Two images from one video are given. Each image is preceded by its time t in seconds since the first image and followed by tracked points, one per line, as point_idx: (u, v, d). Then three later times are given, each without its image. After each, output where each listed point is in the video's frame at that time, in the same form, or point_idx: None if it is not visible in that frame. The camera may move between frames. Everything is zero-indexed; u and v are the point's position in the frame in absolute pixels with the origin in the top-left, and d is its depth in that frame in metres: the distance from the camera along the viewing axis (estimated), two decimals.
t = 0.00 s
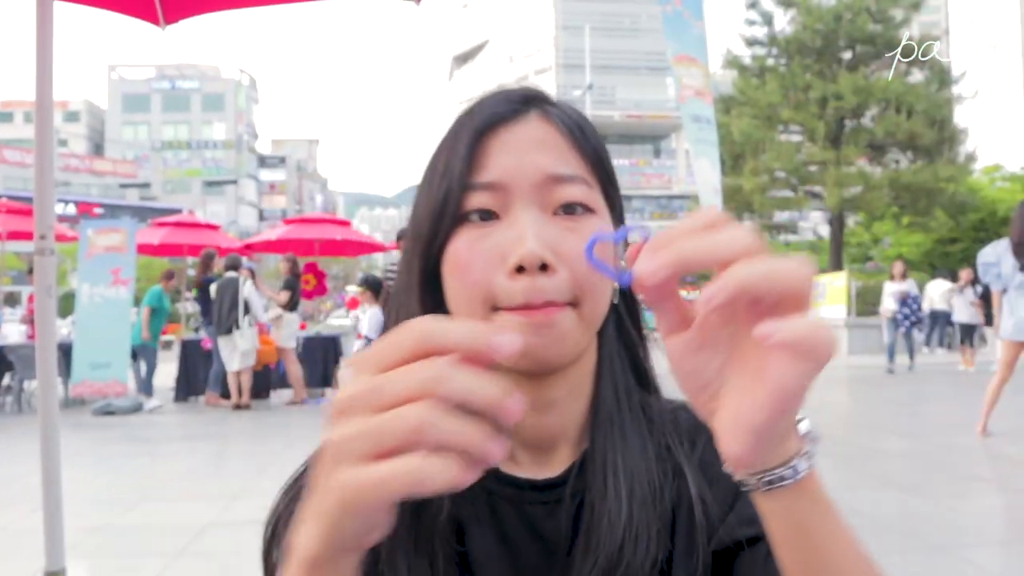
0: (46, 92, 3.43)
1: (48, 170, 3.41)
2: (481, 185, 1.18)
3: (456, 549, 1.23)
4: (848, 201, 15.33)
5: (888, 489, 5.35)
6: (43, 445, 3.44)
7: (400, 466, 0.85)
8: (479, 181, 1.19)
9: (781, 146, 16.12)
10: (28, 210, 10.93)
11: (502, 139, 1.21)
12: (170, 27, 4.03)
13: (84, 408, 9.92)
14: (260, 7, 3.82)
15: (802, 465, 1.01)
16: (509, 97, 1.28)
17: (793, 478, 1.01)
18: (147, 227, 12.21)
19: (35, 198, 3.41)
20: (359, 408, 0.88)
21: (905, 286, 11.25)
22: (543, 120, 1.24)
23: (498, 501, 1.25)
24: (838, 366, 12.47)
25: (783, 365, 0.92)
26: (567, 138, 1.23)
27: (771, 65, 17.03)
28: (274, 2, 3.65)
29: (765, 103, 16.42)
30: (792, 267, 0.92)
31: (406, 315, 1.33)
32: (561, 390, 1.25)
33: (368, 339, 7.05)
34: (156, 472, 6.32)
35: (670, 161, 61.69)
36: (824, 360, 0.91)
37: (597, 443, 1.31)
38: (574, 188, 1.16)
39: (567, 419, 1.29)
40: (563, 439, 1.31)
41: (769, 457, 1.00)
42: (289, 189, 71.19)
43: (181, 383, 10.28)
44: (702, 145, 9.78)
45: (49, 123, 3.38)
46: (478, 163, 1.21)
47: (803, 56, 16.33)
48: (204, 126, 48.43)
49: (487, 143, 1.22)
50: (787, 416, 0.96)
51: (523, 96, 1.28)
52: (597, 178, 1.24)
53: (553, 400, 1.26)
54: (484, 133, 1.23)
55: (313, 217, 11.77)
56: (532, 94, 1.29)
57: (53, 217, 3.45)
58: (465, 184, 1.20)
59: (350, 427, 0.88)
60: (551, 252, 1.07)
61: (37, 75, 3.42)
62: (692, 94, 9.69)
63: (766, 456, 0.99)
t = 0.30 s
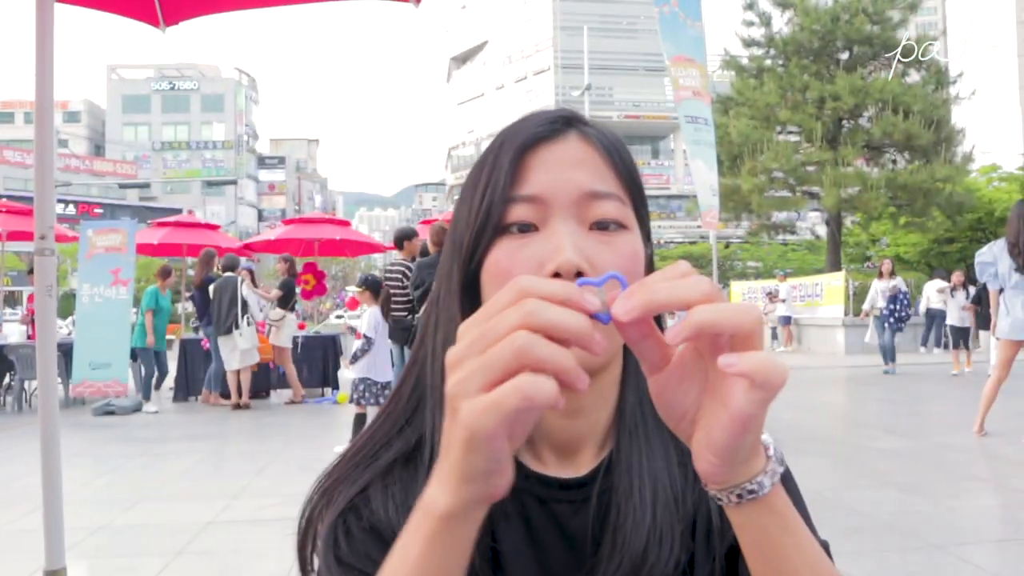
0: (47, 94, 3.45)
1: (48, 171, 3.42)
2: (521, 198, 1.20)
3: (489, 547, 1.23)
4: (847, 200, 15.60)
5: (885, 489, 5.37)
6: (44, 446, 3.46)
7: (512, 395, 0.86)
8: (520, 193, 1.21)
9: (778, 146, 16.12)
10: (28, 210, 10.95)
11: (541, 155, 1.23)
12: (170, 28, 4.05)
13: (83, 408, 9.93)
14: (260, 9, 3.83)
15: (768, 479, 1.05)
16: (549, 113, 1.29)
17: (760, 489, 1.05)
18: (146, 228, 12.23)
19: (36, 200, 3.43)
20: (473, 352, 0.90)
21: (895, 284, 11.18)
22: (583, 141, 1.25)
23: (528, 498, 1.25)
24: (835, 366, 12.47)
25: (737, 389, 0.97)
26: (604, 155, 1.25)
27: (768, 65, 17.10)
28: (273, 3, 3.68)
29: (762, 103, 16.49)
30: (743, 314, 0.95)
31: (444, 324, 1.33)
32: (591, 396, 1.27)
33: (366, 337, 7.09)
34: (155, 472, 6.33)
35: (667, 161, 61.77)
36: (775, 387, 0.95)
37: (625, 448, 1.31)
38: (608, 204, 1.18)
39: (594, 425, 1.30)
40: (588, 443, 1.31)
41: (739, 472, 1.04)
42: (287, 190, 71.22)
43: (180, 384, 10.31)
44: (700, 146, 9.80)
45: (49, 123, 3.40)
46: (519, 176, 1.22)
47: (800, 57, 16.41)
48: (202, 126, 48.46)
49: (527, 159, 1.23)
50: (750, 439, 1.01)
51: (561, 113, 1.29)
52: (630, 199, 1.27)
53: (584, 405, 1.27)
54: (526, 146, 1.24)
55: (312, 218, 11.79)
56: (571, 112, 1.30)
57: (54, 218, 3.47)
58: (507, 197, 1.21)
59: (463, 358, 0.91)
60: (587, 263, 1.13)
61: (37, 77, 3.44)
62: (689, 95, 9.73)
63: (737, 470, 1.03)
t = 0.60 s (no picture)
0: (44, 93, 3.42)
1: (46, 171, 3.40)
2: (537, 196, 1.18)
3: (498, 546, 1.19)
4: (845, 199, 15.49)
5: (885, 488, 5.36)
6: (42, 447, 3.43)
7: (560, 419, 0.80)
8: (536, 190, 1.18)
9: (778, 145, 16.10)
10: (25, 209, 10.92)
11: (558, 152, 1.21)
12: (168, 26, 4.02)
13: (81, 408, 9.90)
14: (259, 8, 3.81)
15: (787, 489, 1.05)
16: (564, 110, 1.27)
17: (771, 510, 1.03)
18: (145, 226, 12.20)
19: (33, 199, 3.41)
20: (511, 369, 0.83)
21: (887, 285, 11.09)
22: (600, 139, 1.23)
23: (539, 498, 1.21)
24: (835, 365, 12.45)
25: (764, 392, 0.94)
26: (621, 154, 1.23)
27: (767, 64, 17.09)
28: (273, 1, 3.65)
29: (761, 102, 16.50)
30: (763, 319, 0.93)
31: (456, 322, 1.31)
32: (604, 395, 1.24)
33: (366, 337, 7.04)
34: (153, 473, 6.30)
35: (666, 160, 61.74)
36: (797, 389, 0.92)
37: (637, 452, 1.30)
38: (624, 203, 1.16)
39: (606, 426, 1.28)
40: (597, 444, 1.29)
41: (756, 490, 1.02)
42: (285, 189, 71.13)
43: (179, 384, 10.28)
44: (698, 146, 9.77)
45: (47, 123, 3.38)
46: (535, 173, 1.20)
47: (800, 56, 16.43)
48: (201, 125, 48.44)
49: (544, 156, 1.21)
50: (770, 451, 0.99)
51: (576, 110, 1.27)
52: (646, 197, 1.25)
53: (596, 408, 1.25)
54: (542, 145, 1.22)
55: (311, 217, 11.76)
56: (587, 110, 1.29)
57: (51, 217, 3.45)
58: (523, 193, 1.19)
59: (498, 376, 0.84)
60: (602, 258, 1.10)
61: (35, 76, 3.41)
62: (687, 94, 9.74)
63: (754, 488, 1.01)
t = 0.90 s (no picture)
0: (44, 93, 3.42)
1: (46, 171, 3.40)
2: (543, 195, 1.18)
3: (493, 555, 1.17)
4: (844, 198, 15.49)
5: (885, 488, 5.36)
6: (41, 447, 3.43)
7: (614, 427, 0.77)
8: (542, 190, 1.18)
9: (778, 145, 16.09)
10: (24, 208, 10.91)
11: (566, 149, 1.20)
12: (167, 25, 4.02)
13: (80, 408, 9.90)
14: (256, 7, 3.81)
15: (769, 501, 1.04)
16: (573, 105, 1.26)
17: (748, 527, 1.03)
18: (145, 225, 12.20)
19: (33, 197, 3.41)
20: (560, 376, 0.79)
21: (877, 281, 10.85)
22: (607, 136, 1.22)
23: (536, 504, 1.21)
24: (835, 364, 12.44)
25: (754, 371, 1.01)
26: (629, 153, 1.22)
27: (767, 63, 17.08)
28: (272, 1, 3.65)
29: (761, 101, 16.49)
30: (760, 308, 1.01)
31: (456, 319, 1.31)
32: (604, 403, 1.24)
33: (366, 336, 7.02)
34: (152, 472, 6.29)
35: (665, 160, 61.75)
36: (800, 376, 1.00)
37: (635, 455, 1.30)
38: (629, 205, 1.16)
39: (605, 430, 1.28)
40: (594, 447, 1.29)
41: (745, 500, 1.02)
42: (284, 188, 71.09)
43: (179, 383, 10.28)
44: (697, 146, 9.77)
45: (46, 124, 3.39)
46: (541, 171, 1.20)
47: (799, 55, 16.44)
48: (200, 123, 48.44)
49: (551, 153, 1.20)
50: (763, 452, 1.00)
51: (585, 106, 1.26)
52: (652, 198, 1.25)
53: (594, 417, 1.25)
54: (549, 142, 1.21)
55: (311, 216, 11.74)
56: (595, 105, 1.28)
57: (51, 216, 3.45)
58: (529, 192, 1.19)
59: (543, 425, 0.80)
60: (605, 261, 1.11)
61: (35, 76, 3.41)
62: (686, 93, 9.72)
63: (744, 496, 1.01)
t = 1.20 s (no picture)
0: (43, 89, 3.42)
1: (44, 168, 3.41)
2: (548, 189, 1.18)
3: (491, 561, 1.17)
4: (843, 194, 15.51)
5: (884, 483, 5.37)
6: (41, 444, 3.43)
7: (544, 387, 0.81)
8: (548, 183, 1.19)
9: (777, 141, 16.10)
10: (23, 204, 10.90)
11: (573, 146, 1.21)
12: (166, 22, 4.01)
13: (78, 404, 9.89)
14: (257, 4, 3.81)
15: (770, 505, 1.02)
16: (585, 103, 1.27)
17: (754, 529, 1.02)
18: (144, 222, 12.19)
19: (32, 194, 3.42)
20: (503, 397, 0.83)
21: (864, 280, 10.74)
22: (616, 135, 1.23)
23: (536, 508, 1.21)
24: (834, 360, 12.45)
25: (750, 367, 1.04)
26: (637, 152, 1.22)
27: (766, 60, 17.09)
28: None
29: (760, 98, 16.49)
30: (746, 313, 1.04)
31: (460, 316, 1.31)
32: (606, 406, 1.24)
33: (366, 333, 7.04)
34: (152, 469, 6.29)
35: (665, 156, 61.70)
36: (798, 372, 1.05)
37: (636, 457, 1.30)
38: (635, 203, 1.16)
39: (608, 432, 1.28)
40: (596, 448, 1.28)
41: (755, 499, 1.01)
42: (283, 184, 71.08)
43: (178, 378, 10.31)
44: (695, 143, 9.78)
45: (46, 123, 3.39)
46: (548, 166, 1.20)
47: (799, 51, 16.44)
48: (199, 120, 48.45)
49: (558, 148, 1.21)
50: (770, 449, 1.02)
51: (596, 105, 1.27)
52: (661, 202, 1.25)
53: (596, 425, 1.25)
54: (557, 136, 1.21)
55: (310, 212, 11.73)
56: (608, 105, 1.29)
57: (51, 213, 3.46)
58: (534, 185, 1.19)
59: (497, 401, 0.83)
60: (607, 258, 1.10)
61: (34, 74, 3.41)
62: (683, 90, 9.72)
63: (754, 496, 1.01)
